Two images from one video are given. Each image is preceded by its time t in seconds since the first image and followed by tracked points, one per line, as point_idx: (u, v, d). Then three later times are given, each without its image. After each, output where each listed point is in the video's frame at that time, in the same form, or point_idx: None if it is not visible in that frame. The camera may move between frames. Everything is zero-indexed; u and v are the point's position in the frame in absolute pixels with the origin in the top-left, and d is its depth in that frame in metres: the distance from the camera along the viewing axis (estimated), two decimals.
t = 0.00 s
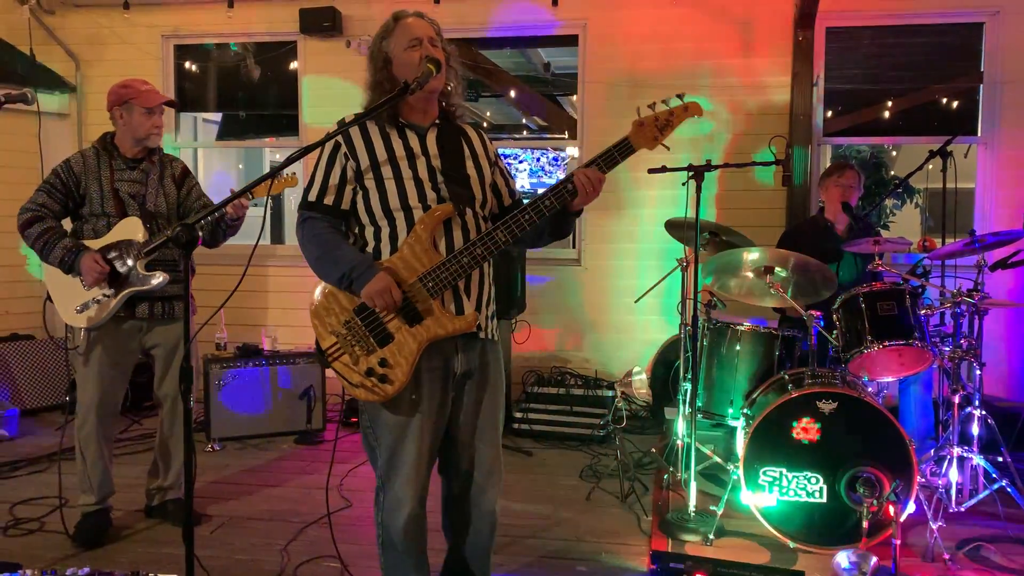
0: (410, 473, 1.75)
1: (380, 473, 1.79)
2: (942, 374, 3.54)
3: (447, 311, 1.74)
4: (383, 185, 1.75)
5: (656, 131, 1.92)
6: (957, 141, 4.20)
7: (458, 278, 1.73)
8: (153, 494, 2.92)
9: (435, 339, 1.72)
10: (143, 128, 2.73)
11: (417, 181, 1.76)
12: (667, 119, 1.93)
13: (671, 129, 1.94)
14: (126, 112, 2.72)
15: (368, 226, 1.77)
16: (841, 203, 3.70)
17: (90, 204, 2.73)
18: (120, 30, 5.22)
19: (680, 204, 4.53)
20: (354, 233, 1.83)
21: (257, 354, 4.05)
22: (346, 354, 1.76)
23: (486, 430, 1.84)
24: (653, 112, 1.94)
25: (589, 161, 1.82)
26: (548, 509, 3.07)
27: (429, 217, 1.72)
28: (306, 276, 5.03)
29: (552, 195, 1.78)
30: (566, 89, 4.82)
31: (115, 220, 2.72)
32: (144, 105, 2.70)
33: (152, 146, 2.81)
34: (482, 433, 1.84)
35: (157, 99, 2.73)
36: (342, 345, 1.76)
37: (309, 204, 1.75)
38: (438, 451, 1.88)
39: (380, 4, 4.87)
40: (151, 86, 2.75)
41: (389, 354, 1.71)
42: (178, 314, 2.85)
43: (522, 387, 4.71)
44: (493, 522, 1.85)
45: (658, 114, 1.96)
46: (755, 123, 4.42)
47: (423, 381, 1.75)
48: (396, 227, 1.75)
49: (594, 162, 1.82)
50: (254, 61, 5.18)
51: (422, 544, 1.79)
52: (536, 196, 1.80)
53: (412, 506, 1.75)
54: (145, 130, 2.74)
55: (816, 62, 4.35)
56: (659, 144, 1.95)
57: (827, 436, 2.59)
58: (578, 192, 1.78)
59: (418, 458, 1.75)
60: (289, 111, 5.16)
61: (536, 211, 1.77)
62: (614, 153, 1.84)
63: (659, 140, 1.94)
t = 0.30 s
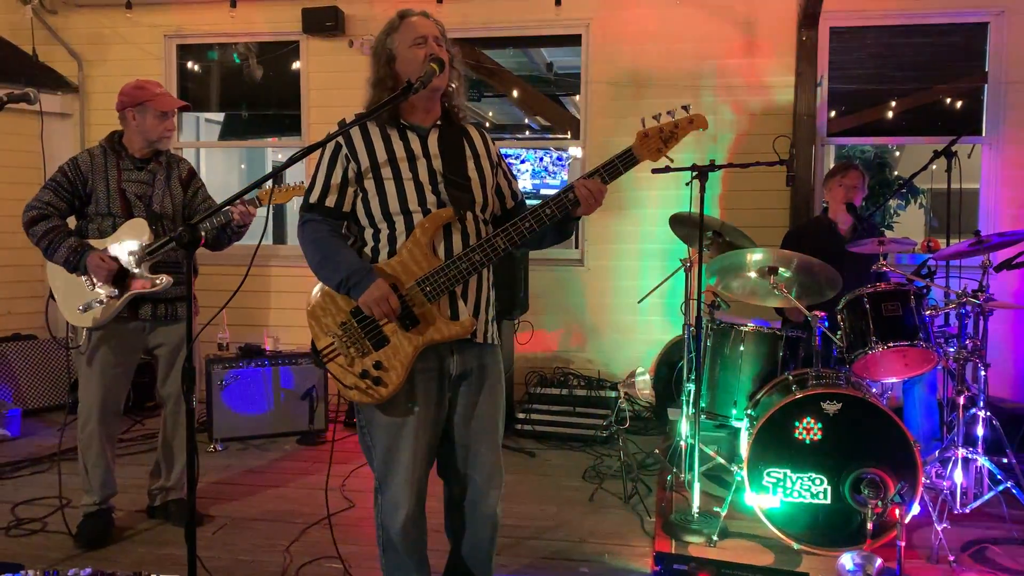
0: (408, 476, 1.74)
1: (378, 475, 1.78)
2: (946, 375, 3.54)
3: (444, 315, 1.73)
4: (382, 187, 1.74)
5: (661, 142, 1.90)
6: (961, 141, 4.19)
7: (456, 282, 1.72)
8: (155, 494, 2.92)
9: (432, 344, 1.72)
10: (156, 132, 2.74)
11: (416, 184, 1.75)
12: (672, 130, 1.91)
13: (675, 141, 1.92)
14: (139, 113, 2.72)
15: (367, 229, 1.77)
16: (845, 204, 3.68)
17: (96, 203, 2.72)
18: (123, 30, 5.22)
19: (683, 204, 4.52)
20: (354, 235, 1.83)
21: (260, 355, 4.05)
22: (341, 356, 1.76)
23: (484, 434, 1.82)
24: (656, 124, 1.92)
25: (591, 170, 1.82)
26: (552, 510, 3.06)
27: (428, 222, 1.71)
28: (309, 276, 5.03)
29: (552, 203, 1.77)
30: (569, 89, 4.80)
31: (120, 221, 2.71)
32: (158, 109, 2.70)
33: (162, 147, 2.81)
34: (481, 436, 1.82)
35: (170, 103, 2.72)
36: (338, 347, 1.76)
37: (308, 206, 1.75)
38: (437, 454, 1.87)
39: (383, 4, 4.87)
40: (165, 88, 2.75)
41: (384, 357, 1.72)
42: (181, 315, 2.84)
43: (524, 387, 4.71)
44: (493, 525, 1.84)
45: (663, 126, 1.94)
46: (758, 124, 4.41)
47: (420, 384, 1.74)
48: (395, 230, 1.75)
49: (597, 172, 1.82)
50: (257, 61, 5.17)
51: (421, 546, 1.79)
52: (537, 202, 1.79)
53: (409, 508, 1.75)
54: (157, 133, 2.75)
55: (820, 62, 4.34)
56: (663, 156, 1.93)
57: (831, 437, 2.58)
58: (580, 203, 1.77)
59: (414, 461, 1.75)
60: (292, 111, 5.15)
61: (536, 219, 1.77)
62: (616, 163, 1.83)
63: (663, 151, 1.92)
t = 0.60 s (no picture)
0: (406, 477, 1.74)
1: (377, 474, 1.78)
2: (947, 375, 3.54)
3: (442, 319, 1.73)
4: (381, 189, 1.74)
5: (665, 155, 1.88)
6: (962, 140, 4.18)
7: (455, 287, 1.72)
8: (155, 493, 2.91)
9: (429, 346, 1.72)
10: (159, 131, 2.74)
11: (415, 187, 1.75)
12: (677, 144, 1.90)
13: (679, 155, 1.91)
14: (143, 113, 2.71)
15: (366, 230, 1.77)
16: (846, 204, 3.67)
17: (99, 202, 2.72)
18: (123, 29, 5.22)
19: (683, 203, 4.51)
20: (352, 235, 1.83)
21: (261, 354, 4.04)
22: (337, 355, 1.76)
23: (484, 437, 1.81)
24: (661, 137, 1.91)
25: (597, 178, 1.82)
26: (552, 510, 3.06)
27: (428, 225, 1.71)
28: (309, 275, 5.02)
29: (553, 211, 1.76)
30: (569, 88, 4.79)
31: (123, 220, 2.72)
32: (162, 109, 2.70)
33: (163, 146, 2.81)
34: (481, 438, 1.81)
35: (174, 103, 2.72)
36: (334, 346, 1.77)
37: (306, 206, 1.75)
38: (438, 454, 1.87)
39: (383, 3, 4.86)
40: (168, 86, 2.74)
41: (380, 358, 1.72)
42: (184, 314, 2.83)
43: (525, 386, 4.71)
44: (494, 525, 1.83)
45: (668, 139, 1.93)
46: (759, 123, 4.41)
47: (418, 385, 1.74)
48: (393, 233, 1.75)
49: (599, 182, 1.81)
50: (257, 60, 5.17)
51: (422, 545, 1.78)
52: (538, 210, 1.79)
53: (409, 509, 1.74)
54: (161, 133, 2.75)
55: (822, 60, 4.33)
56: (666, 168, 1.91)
57: (832, 437, 2.58)
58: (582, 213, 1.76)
59: (412, 462, 1.74)
60: (293, 110, 5.14)
61: (538, 227, 1.76)
62: (619, 176, 1.82)
63: (667, 165, 1.90)
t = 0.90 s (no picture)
0: (407, 472, 1.74)
1: (378, 469, 1.78)
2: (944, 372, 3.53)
3: (445, 316, 1.73)
4: (382, 184, 1.74)
5: (669, 158, 1.88)
6: (961, 138, 4.18)
7: (458, 283, 1.72)
8: (154, 490, 2.91)
9: (431, 342, 1.72)
10: (156, 129, 2.73)
11: (417, 184, 1.75)
12: (681, 147, 1.89)
13: (684, 157, 1.91)
14: (140, 110, 2.70)
15: (367, 226, 1.78)
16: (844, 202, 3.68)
17: (96, 201, 2.72)
18: (121, 26, 5.21)
19: (682, 201, 4.51)
20: (353, 229, 1.83)
21: (259, 351, 4.04)
22: (339, 349, 1.77)
23: (486, 434, 1.81)
24: (666, 140, 1.91)
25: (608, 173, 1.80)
26: (551, 507, 3.06)
27: (430, 222, 1.71)
28: (307, 273, 5.02)
29: (558, 209, 1.77)
30: (568, 86, 4.79)
31: (122, 218, 2.72)
32: (160, 106, 2.70)
33: (161, 143, 2.80)
34: (482, 434, 1.81)
35: (172, 101, 2.72)
36: (336, 339, 1.77)
37: (306, 200, 1.74)
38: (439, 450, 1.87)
39: None
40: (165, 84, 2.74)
41: (381, 353, 1.72)
42: (183, 311, 2.84)
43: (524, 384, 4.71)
44: (494, 522, 1.83)
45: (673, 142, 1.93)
46: (758, 120, 4.41)
47: (420, 380, 1.75)
48: (395, 229, 1.75)
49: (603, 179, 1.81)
50: (256, 57, 5.16)
51: (422, 540, 1.79)
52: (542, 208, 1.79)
53: (410, 504, 1.74)
54: (158, 130, 2.74)
55: (821, 58, 4.33)
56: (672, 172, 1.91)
57: (830, 434, 2.59)
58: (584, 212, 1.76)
59: (414, 457, 1.74)
60: (291, 108, 5.14)
61: (542, 226, 1.76)
62: (624, 176, 1.82)
63: (671, 168, 1.90)
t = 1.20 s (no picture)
0: (412, 472, 1.74)
1: (381, 470, 1.78)
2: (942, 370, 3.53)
3: (447, 313, 1.72)
4: (383, 182, 1.73)
5: (671, 143, 1.89)
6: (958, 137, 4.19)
7: (460, 280, 1.71)
8: (152, 489, 2.91)
9: (434, 340, 1.71)
10: (147, 127, 2.72)
11: (418, 182, 1.74)
12: (683, 133, 1.91)
13: (685, 143, 1.92)
14: (130, 108, 2.69)
15: (366, 224, 1.76)
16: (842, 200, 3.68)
17: (88, 198, 2.71)
18: (118, 24, 5.19)
19: (681, 200, 4.51)
20: (352, 228, 1.82)
21: (257, 350, 4.04)
22: (341, 349, 1.76)
23: (489, 430, 1.81)
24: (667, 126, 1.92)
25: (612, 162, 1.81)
26: (550, 505, 3.06)
27: (432, 218, 1.70)
28: (305, 272, 5.01)
29: (557, 200, 1.77)
30: (566, 85, 4.79)
31: (114, 216, 2.72)
32: (151, 104, 2.68)
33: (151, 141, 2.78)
34: (484, 431, 1.82)
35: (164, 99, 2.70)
36: (337, 340, 1.76)
37: (306, 200, 1.73)
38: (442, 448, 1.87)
39: None
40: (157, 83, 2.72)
41: (384, 352, 1.71)
42: (176, 310, 2.84)
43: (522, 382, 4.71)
44: (495, 521, 1.83)
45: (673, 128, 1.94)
46: (756, 119, 4.41)
47: (424, 378, 1.74)
48: (396, 226, 1.74)
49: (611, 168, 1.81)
50: (253, 55, 5.15)
51: (425, 540, 1.78)
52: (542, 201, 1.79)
53: (414, 503, 1.74)
54: (149, 128, 2.72)
55: (818, 57, 4.33)
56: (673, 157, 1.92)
57: (829, 433, 2.59)
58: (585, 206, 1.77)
59: (419, 456, 1.74)
60: (289, 106, 5.13)
61: (542, 218, 1.76)
62: (624, 163, 1.82)
63: (673, 153, 1.91)
